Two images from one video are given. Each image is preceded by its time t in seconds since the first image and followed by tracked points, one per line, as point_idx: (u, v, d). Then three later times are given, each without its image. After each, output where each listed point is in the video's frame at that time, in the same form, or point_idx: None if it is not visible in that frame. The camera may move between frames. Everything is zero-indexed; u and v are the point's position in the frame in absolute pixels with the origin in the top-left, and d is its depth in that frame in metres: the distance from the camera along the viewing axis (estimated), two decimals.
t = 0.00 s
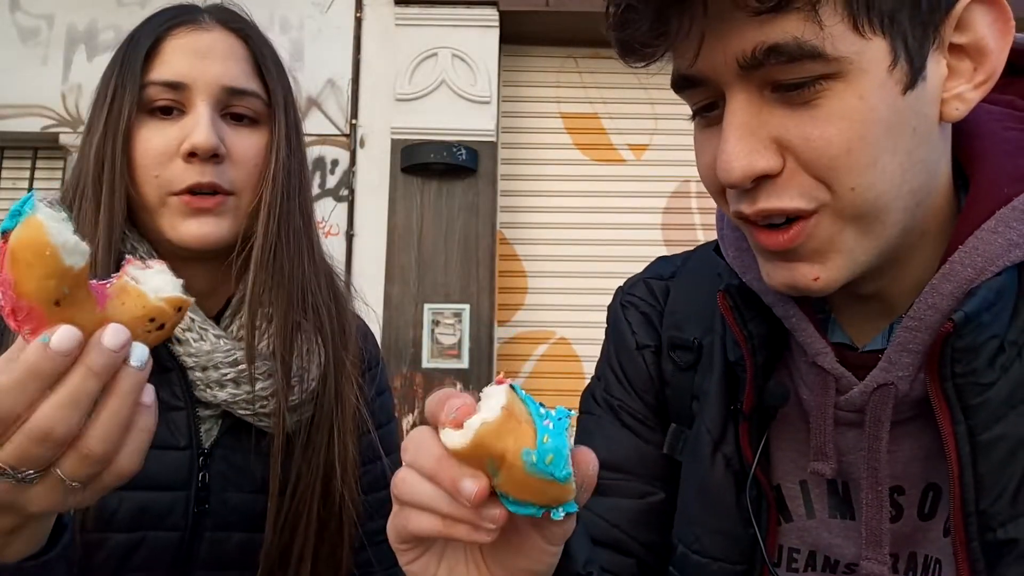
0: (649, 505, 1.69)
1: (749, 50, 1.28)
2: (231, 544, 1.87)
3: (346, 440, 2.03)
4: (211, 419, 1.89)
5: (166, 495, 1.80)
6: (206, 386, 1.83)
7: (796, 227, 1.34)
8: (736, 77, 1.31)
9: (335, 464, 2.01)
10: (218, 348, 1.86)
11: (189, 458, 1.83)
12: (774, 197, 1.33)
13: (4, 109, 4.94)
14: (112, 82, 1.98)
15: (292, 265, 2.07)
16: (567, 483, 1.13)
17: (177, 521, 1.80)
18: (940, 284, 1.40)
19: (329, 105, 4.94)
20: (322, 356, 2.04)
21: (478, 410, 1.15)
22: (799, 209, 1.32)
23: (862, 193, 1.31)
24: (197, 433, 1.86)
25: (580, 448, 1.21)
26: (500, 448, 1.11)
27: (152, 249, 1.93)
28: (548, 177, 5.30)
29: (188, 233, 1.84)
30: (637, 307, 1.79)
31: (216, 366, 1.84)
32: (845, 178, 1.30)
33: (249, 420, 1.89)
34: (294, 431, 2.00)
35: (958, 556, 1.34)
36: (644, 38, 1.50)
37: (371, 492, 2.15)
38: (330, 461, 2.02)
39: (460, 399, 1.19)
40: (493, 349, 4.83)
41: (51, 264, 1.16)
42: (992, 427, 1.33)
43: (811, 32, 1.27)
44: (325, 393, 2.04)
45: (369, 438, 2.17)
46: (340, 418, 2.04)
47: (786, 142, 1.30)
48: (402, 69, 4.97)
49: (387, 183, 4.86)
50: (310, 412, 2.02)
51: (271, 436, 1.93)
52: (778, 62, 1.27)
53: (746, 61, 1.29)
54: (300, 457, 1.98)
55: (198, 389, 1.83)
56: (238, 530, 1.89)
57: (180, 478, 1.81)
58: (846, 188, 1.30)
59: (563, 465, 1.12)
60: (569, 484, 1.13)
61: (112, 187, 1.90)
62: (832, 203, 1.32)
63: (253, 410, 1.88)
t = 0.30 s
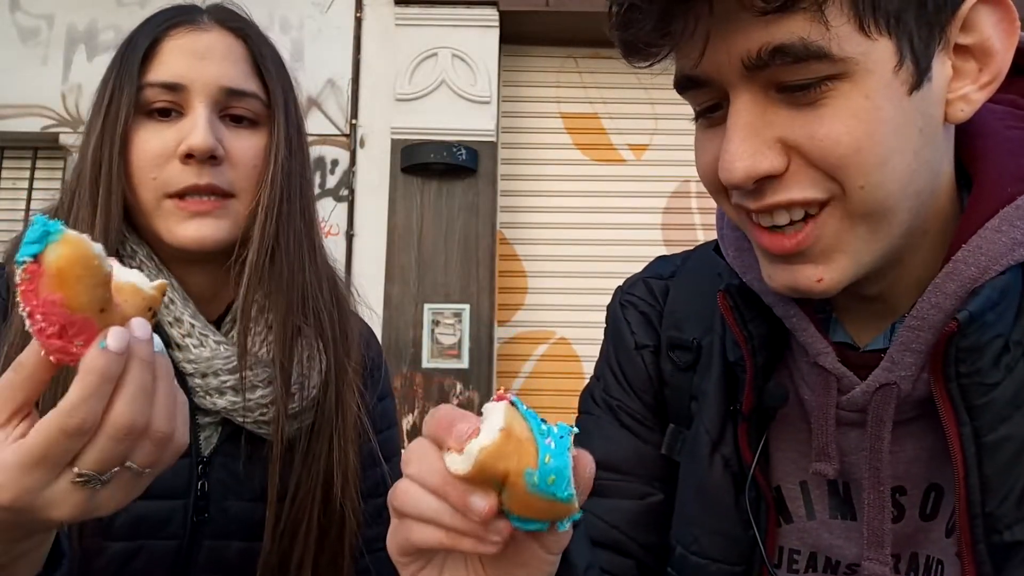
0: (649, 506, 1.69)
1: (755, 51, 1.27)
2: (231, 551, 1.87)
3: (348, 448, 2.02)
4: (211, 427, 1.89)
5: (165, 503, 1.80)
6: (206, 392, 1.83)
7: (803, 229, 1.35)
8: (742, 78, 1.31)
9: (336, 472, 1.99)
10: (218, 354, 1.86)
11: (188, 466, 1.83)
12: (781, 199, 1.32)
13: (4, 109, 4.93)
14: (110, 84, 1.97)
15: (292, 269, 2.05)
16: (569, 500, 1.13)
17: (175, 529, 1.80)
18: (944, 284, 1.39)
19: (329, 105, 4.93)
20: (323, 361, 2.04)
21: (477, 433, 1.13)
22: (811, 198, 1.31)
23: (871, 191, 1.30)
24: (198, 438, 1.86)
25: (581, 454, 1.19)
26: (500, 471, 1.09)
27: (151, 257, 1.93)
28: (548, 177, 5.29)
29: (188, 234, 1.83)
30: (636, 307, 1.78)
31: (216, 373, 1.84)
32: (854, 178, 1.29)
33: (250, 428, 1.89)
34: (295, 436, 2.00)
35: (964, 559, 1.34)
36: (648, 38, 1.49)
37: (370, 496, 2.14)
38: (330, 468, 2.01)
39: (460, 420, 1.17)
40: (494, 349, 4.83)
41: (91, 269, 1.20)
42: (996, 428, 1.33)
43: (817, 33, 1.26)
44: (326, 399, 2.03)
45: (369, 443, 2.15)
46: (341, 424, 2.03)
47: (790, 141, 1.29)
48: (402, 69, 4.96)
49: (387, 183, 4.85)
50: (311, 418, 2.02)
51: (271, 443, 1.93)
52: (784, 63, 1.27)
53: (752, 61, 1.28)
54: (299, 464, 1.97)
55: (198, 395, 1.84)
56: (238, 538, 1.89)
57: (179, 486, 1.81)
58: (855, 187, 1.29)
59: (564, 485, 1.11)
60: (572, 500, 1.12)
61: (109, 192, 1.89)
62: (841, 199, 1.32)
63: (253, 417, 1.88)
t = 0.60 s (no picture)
0: (649, 509, 1.68)
1: (752, 47, 1.27)
2: (230, 558, 1.86)
3: (349, 458, 2.00)
4: (212, 434, 1.90)
5: (165, 512, 1.79)
6: (207, 401, 1.83)
7: (780, 226, 1.32)
8: (739, 75, 1.30)
9: (336, 482, 1.97)
10: (221, 363, 1.85)
11: (188, 474, 1.83)
12: (774, 195, 1.31)
13: (4, 108, 4.92)
14: (117, 83, 1.96)
15: (300, 278, 2.04)
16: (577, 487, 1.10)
17: (175, 538, 1.79)
18: (949, 287, 1.38)
19: (329, 104, 4.92)
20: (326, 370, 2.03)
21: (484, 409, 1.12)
22: (796, 211, 1.30)
23: (857, 196, 1.28)
24: (199, 447, 1.87)
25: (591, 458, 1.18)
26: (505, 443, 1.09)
27: (153, 262, 1.91)
28: (548, 177, 5.28)
29: (196, 236, 1.83)
30: (637, 307, 1.77)
31: (218, 382, 1.84)
32: (843, 182, 1.28)
33: (253, 436, 1.89)
34: (298, 444, 1.99)
35: (966, 563, 1.33)
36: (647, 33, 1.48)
37: (369, 499, 2.13)
38: (332, 477, 1.99)
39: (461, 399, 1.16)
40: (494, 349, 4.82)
41: (101, 280, 1.24)
42: (1000, 433, 1.32)
43: (815, 32, 1.25)
44: (328, 407, 2.02)
45: (369, 450, 2.14)
46: (343, 433, 2.01)
47: (786, 141, 1.28)
48: (402, 69, 4.96)
49: (387, 183, 4.84)
50: (314, 426, 2.01)
51: (274, 452, 1.93)
52: (782, 60, 1.26)
53: (749, 58, 1.27)
54: (302, 472, 1.95)
55: (199, 404, 1.84)
56: (237, 546, 1.88)
57: (179, 495, 1.80)
58: (844, 190, 1.28)
59: (572, 468, 1.08)
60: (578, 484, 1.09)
61: (118, 195, 1.88)
62: (828, 207, 1.30)
63: (255, 426, 1.88)
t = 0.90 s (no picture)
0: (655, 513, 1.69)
1: (737, 31, 1.29)
2: (227, 561, 1.85)
3: (348, 460, 1.98)
4: (210, 436, 1.88)
5: (162, 515, 1.77)
6: (206, 405, 1.82)
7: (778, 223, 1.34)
8: (726, 57, 1.33)
9: (335, 482, 1.96)
10: (218, 366, 1.84)
11: (186, 477, 1.80)
12: (753, 183, 1.33)
13: (4, 108, 4.90)
14: (106, 85, 1.95)
15: (295, 279, 2.03)
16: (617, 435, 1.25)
17: (174, 541, 1.77)
18: (956, 295, 1.37)
19: (329, 104, 4.91)
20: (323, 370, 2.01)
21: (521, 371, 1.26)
22: (780, 187, 1.31)
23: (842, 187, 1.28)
24: (196, 450, 1.84)
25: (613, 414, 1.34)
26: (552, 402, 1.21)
27: (150, 263, 1.92)
28: (548, 177, 5.27)
29: (188, 238, 1.81)
30: (645, 309, 1.76)
31: (215, 385, 1.83)
32: (825, 172, 1.28)
33: (249, 438, 1.88)
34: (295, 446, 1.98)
35: None
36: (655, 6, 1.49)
37: (366, 498, 2.12)
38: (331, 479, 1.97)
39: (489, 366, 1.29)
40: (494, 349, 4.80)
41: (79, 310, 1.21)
42: (1008, 445, 1.31)
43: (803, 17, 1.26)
44: (325, 408, 2.00)
45: (367, 448, 2.12)
46: (341, 434, 1.99)
47: (770, 127, 1.29)
48: (402, 69, 4.94)
49: (387, 183, 4.82)
50: (311, 428, 2.00)
51: (272, 453, 1.91)
52: (764, 44, 1.28)
53: (734, 41, 1.30)
54: (302, 472, 1.93)
55: (197, 407, 1.82)
56: (235, 548, 1.86)
57: (178, 497, 1.79)
58: (829, 180, 1.28)
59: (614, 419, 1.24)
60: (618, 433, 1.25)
61: (104, 197, 1.86)
62: (818, 195, 1.30)
63: (252, 427, 1.87)
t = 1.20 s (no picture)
0: (663, 530, 1.69)
1: (705, 62, 1.37)
2: (223, 566, 1.84)
3: (345, 463, 1.97)
4: (206, 439, 1.83)
5: (157, 519, 1.76)
6: (200, 408, 1.78)
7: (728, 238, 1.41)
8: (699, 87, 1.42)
9: (332, 487, 1.95)
10: (212, 368, 1.81)
11: (180, 481, 1.77)
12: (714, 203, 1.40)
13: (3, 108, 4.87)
14: (99, 84, 1.92)
15: (291, 281, 2.01)
16: (637, 419, 1.26)
17: (169, 545, 1.76)
18: (968, 326, 1.35)
19: (329, 104, 4.88)
20: (320, 372, 1.99)
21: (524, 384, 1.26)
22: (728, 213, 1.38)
23: (786, 220, 1.31)
24: (190, 455, 1.80)
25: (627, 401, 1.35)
26: (572, 404, 1.20)
27: (141, 266, 1.90)
28: (548, 176, 5.24)
29: (182, 242, 1.79)
30: (656, 322, 1.76)
31: (209, 388, 1.79)
32: (768, 206, 1.32)
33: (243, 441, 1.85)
34: (289, 448, 1.95)
35: None
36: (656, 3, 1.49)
37: (363, 501, 2.10)
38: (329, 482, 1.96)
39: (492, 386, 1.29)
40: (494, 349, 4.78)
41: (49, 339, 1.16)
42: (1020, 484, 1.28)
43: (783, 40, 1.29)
44: (321, 411, 1.98)
45: (364, 451, 2.10)
46: (338, 440, 1.98)
47: (730, 153, 1.36)
48: (402, 69, 4.91)
49: (387, 184, 4.80)
50: (308, 429, 1.98)
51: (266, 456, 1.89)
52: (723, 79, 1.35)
53: (701, 73, 1.39)
54: (297, 476, 1.92)
55: (192, 411, 1.78)
56: (231, 552, 1.86)
57: (172, 500, 1.76)
58: (767, 215, 1.32)
59: (634, 405, 1.24)
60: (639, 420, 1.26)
61: (97, 198, 1.85)
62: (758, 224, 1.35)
63: (246, 431, 1.84)
